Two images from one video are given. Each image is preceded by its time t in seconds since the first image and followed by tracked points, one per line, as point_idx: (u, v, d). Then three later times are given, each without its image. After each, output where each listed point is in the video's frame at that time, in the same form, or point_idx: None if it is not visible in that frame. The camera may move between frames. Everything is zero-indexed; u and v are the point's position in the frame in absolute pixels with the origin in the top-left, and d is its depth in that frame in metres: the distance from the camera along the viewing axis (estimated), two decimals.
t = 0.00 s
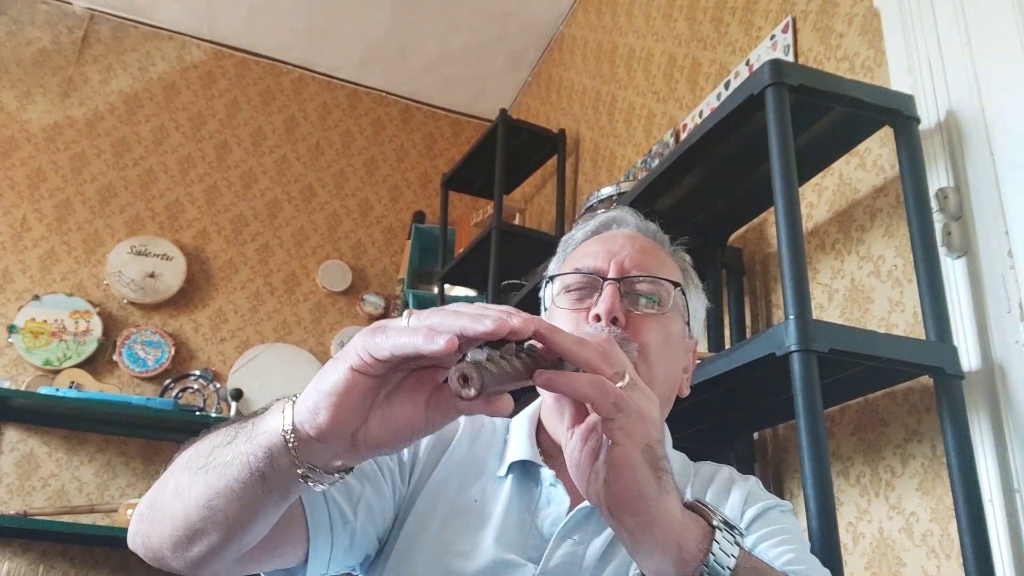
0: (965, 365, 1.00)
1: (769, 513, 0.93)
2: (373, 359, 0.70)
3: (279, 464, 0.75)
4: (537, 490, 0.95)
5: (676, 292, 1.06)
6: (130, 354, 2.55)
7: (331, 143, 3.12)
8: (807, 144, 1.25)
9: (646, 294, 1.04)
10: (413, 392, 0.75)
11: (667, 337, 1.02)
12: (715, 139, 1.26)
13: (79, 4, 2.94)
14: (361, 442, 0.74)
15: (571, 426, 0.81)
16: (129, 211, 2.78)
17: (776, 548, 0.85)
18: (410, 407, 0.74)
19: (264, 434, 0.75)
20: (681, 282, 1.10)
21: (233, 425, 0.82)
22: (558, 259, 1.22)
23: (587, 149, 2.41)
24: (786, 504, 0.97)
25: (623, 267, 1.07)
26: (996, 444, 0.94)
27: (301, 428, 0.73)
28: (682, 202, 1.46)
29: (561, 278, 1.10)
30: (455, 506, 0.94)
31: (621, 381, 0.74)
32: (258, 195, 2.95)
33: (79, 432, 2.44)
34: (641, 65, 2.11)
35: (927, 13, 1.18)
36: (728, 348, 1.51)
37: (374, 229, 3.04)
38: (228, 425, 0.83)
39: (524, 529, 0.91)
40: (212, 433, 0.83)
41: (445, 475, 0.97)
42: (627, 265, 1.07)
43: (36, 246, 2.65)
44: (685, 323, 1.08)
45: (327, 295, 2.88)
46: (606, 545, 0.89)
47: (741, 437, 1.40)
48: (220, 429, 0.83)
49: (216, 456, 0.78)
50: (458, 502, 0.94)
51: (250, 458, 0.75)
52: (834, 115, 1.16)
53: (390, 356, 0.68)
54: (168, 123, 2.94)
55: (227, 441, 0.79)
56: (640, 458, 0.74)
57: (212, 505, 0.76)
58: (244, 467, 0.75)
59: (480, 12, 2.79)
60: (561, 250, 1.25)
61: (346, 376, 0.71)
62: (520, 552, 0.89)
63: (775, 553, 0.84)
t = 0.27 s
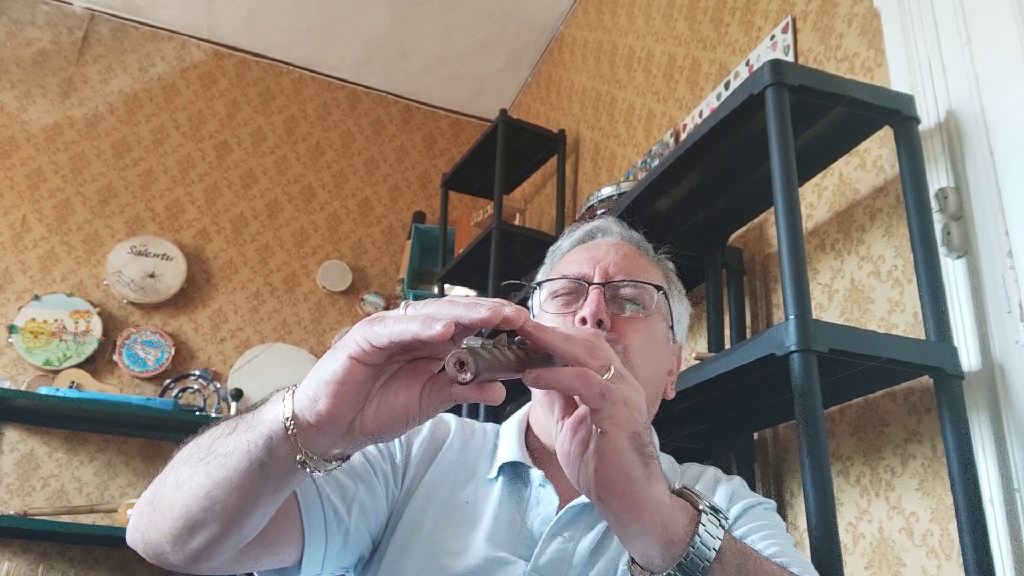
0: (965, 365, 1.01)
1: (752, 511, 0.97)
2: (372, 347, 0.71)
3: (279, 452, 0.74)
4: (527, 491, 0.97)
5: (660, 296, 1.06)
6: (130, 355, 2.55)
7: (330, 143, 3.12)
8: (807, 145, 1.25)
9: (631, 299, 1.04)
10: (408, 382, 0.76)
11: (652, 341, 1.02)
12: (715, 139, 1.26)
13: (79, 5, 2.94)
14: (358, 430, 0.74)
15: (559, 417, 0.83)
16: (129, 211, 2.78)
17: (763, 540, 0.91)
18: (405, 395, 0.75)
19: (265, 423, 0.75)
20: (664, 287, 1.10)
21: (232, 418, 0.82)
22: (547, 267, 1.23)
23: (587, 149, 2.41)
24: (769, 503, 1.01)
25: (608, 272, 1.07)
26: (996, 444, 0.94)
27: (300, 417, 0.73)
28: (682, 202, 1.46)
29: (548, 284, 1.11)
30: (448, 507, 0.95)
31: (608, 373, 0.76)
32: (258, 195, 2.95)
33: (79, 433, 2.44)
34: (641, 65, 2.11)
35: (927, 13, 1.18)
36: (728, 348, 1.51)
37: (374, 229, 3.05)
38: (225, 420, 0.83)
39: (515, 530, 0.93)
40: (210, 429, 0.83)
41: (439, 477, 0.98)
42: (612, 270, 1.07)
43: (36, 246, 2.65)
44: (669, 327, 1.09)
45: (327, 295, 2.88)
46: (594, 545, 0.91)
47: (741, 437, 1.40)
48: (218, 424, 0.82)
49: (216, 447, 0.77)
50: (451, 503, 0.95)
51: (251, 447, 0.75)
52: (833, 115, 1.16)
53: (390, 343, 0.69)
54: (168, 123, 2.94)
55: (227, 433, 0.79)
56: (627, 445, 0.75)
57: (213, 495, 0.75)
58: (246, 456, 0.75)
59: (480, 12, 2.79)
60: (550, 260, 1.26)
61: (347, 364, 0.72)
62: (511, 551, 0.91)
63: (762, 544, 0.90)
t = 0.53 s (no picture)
0: (965, 365, 1.01)
1: (742, 510, 0.96)
2: (374, 341, 0.71)
3: (282, 442, 0.74)
4: (522, 492, 0.96)
5: (649, 303, 1.07)
6: (130, 354, 2.55)
7: (330, 143, 3.12)
8: (807, 144, 1.25)
9: (622, 306, 1.04)
10: (408, 375, 0.76)
11: (641, 348, 1.02)
12: (715, 139, 1.26)
13: (79, 5, 2.94)
14: (357, 422, 0.74)
15: (554, 417, 0.83)
16: (129, 211, 2.78)
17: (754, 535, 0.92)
18: (405, 388, 0.75)
19: (268, 412, 0.74)
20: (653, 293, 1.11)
21: (239, 410, 0.81)
22: (538, 277, 1.23)
23: (587, 149, 2.41)
24: (758, 503, 1.01)
25: (598, 280, 1.07)
26: (996, 444, 0.94)
27: (301, 408, 0.73)
28: (682, 202, 1.46)
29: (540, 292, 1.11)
30: (444, 507, 0.95)
31: (600, 372, 0.76)
32: (258, 195, 2.95)
33: (79, 432, 2.44)
34: (641, 65, 2.11)
35: (927, 13, 1.18)
36: (727, 347, 1.51)
37: (374, 229, 3.04)
38: (231, 413, 0.82)
39: (511, 529, 0.93)
40: (215, 422, 0.82)
41: (435, 478, 0.98)
42: (603, 278, 1.08)
43: (36, 246, 2.65)
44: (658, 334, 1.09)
45: (327, 295, 2.88)
46: (588, 543, 0.91)
47: (741, 437, 1.40)
48: (224, 417, 0.82)
49: (221, 438, 0.77)
50: (447, 504, 0.95)
51: (255, 437, 0.74)
52: (833, 115, 1.16)
53: (393, 339, 0.69)
54: (168, 123, 2.94)
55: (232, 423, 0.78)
56: (620, 440, 0.76)
57: (216, 485, 0.74)
58: (249, 445, 0.74)
59: (480, 12, 2.79)
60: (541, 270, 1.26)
61: (349, 357, 0.72)
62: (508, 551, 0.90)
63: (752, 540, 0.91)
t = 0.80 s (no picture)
0: (965, 365, 1.01)
1: (741, 513, 0.96)
2: (383, 334, 0.71)
3: (292, 434, 0.74)
4: (524, 493, 0.97)
5: (652, 308, 1.07)
6: (130, 354, 2.55)
7: (330, 143, 3.12)
8: (807, 144, 1.25)
9: (625, 312, 1.05)
10: (414, 366, 0.76)
11: (643, 354, 1.03)
12: (716, 139, 1.26)
13: (79, 4, 2.94)
14: (365, 413, 0.74)
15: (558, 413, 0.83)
16: (129, 211, 2.78)
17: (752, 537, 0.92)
18: (411, 379, 0.75)
19: (277, 405, 0.75)
20: (655, 298, 1.12)
21: (247, 403, 0.81)
22: (543, 282, 1.23)
23: (587, 149, 2.41)
24: (757, 507, 1.01)
25: (603, 286, 1.07)
26: (996, 444, 0.94)
27: (310, 401, 0.73)
28: (682, 201, 1.46)
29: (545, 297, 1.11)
30: (448, 506, 0.95)
31: (602, 369, 0.77)
32: (258, 194, 2.95)
33: (79, 432, 2.44)
34: (641, 64, 2.11)
35: (927, 13, 1.18)
36: (728, 347, 1.51)
37: (374, 228, 3.04)
38: (238, 407, 0.82)
39: (513, 529, 0.93)
40: (223, 416, 0.82)
41: (439, 477, 0.99)
42: (608, 283, 1.08)
43: (36, 246, 2.65)
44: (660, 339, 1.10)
45: (327, 295, 2.88)
46: (590, 543, 0.91)
47: (741, 437, 1.40)
48: (231, 411, 0.82)
49: (230, 431, 0.77)
50: (451, 503, 0.96)
51: (265, 429, 0.74)
52: (833, 115, 1.16)
53: (403, 332, 0.69)
54: (168, 122, 2.94)
55: (241, 416, 0.78)
56: (620, 434, 0.76)
57: (226, 476, 0.75)
58: (259, 436, 0.74)
59: (480, 12, 2.79)
60: (546, 274, 1.26)
61: (358, 350, 0.72)
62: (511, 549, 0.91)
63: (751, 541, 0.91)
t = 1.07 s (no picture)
0: (965, 365, 1.01)
1: (754, 519, 0.97)
2: (394, 333, 0.71)
3: (302, 431, 0.74)
4: (537, 495, 0.97)
5: (667, 311, 1.06)
6: (130, 354, 2.55)
7: (330, 143, 3.12)
8: (807, 144, 1.25)
9: (641, 314, 1.04)
10: (422, 368, 0.76)
11: (657, 357, 1.02)
12: (716, 139, 1.26)
13: (79, 4, 2.94)
14: (374, 413, 0.74)
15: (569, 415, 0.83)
16: (129, 211, 2.78)
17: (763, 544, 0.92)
18: (419, 380, 0.75)
19: (288, 403, 0.75)
20: (672, 302, 1.11)
21: (258, 400, 0.81)
22: (558, 284, 1.23)
23: (587, 149, 2.41)
24: (770, 513, 1.01)
25: (618, 287, 1.07)
26: (996, 444, 0.94)
27: (320, 400, 0.73)
28: (682, 201, 1.46)
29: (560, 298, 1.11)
30: (458, 504, 0.95)
31: (612, 373, 0.77)
32: (258, 194, 2.95)
33: (79, 432, 2.44)
34: (641, 64, 2.11)
35: (927, 13, 1.18)
36: (728, 347, 1.51)
37: (374, 228, 3.04)
38: (248, 403, 0.82)
39: (524, 529, 0.93)
40: (234, 412, 0.82)
41: (452, 475, 0.98)
42: (623, 285, 1.08)
43: (36, 246, 2.65)
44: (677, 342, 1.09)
45: (327, 295, 2.88)
46: (601, 545, 0.90)
47: (741, 437, 1.40)
48: (242, 407, 0.82)
49: (241, 427, 0.77)
50: (462, 501, 0.95)
51: (275, 426, 0.74)
52: (833, 115, 1.16)
53: (413, 332, 0.69)
54: (168, 122, 2.94)
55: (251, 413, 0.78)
56: (630, 437, 0.77)
57: (236, 472, 0.75)
58: (269, 433, 0.74)
59: (480, 12, 2.79)
60: (561, 277, 1.26)
61: (368, 349, 0.72)
62: (521, 549, 0.91)
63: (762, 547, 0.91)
